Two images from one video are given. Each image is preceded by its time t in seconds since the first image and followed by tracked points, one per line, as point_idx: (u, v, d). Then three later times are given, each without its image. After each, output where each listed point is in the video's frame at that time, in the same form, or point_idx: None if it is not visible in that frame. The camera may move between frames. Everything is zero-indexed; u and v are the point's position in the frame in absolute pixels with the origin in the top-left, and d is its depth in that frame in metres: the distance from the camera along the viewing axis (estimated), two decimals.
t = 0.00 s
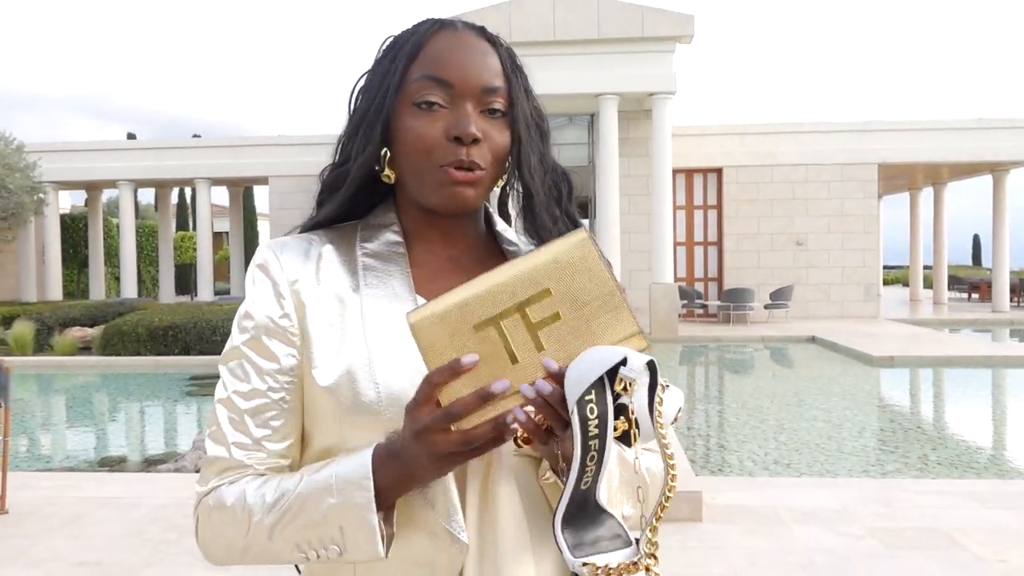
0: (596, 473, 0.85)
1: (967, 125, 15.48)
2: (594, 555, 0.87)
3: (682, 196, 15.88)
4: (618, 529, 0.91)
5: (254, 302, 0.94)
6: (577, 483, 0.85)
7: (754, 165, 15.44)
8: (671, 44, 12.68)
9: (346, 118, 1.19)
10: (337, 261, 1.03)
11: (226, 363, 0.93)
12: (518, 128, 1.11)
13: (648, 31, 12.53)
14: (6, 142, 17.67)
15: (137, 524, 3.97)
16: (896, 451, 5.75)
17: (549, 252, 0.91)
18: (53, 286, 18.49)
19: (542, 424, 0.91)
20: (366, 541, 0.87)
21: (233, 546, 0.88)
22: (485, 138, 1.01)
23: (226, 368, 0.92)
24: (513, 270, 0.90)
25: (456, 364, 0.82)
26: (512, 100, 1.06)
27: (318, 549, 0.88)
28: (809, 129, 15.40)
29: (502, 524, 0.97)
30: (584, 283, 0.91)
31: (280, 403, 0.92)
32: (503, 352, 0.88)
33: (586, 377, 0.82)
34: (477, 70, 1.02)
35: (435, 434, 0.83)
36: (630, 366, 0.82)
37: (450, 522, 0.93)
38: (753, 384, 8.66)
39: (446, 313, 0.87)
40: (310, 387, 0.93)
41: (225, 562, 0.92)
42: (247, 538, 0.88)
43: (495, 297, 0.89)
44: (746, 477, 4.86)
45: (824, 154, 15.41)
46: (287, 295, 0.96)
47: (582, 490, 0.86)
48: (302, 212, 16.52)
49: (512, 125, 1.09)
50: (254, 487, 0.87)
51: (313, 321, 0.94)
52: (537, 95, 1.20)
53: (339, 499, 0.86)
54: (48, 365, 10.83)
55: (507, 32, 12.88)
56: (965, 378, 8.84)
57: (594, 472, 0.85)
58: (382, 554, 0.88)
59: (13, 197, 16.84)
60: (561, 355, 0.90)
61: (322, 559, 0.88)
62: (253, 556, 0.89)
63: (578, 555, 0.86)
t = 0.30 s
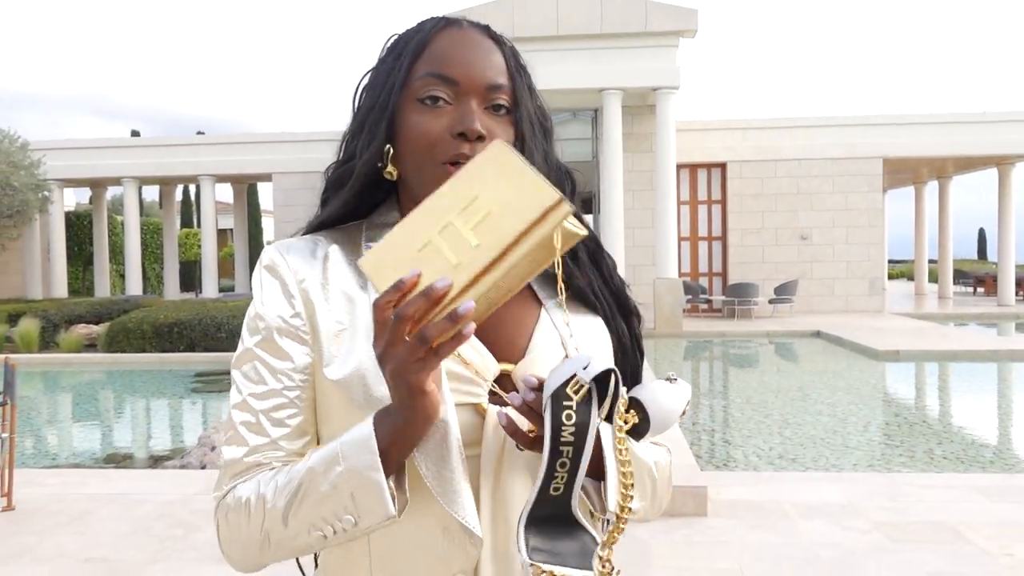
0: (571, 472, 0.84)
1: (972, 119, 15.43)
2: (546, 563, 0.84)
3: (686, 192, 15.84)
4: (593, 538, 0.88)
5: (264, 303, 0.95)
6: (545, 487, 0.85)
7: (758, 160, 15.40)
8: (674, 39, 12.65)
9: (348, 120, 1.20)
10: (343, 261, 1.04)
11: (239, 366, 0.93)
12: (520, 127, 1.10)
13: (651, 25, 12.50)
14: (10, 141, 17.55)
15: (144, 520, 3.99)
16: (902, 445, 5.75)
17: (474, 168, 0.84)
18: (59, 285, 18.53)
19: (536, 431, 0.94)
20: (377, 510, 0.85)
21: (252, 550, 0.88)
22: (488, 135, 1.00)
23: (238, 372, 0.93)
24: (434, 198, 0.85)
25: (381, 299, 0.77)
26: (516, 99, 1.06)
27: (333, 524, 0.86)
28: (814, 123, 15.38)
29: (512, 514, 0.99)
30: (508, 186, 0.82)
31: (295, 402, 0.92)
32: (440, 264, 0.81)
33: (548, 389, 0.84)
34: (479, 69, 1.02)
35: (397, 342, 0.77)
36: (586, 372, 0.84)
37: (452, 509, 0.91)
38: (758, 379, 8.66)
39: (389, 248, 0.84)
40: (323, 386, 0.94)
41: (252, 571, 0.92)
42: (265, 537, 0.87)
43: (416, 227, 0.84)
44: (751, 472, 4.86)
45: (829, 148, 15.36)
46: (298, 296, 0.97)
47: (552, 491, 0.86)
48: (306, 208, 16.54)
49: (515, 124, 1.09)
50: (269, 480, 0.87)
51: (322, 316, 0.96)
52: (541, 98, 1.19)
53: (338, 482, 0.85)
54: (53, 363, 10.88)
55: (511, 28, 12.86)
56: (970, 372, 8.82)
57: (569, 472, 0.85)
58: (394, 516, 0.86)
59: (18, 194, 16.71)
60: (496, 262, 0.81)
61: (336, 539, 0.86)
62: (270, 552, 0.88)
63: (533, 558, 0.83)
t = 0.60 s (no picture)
0: (549, 493, 0.82)
1: (977, 112, 15.38)
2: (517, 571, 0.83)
3: (690, 186, 15.80)
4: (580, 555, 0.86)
5: (269, 299, 0.95)
6: (525, 506, 0.83)
7: (763, 154, 15.37)
8: (678, 33, 12.60)
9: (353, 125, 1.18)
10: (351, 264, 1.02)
11: (249, 369, 0.93)
12: (526, 135, 1.09)
13: (655, 20, 12.46)
14: (15, 139, 17.56)
15: (150, 517, 4.01)
16: (907, 439, 5.74)
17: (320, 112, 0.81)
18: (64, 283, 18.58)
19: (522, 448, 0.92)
20: (366, 446, 0.84)
21: (263, 542, 0.90)
22: (492, 144, 0.99)
23: (247, 371, 0.94)
24: (301, 153, 0.81)
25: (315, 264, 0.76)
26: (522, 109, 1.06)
27: (334, 483, 0.86)
28: (819, 117, 15.33)
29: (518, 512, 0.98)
30: (360, 104, 0.79)
31: (298, 397, 0.93)
32: (345, 208, 0.79)
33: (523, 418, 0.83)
34: (484, 78, 1.01)
35: (342, 292, 0.76)
36: (539, 425, 0.81)
37: (453, 499, 0.92)
38: (764, 373, 8.65)
39: (283, 225, 0.81)
40: (328, 379, 0.94)
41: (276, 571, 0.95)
42: (273, 525, 0.89)
43: (303, 190, 0.81)
44: (756, 466, 4.87)
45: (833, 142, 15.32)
46: (301, 290, 0.95)
47: (532, 512, 0.84)
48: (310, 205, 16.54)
49: (522, 131, 1.08)
50: (274, 462, 0.89)
51: (323, 305, 0.93)
52: (546, 105, 1.18)
53: (326, 447, 0.85)
54: (58, 360, 10.92)
55: (515, 23, 12.81)
56: (976, 366, 8.81)
57: (546, 494, 0.82)
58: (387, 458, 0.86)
59: (23, 192, 16.72)
60: (405, 168, 0.78)
61: (341, 498, 0.86)
62: (280, 537, 0.89)
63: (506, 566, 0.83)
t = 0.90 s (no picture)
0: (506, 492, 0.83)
1: (981, 106, 15.33)
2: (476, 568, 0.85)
3: (694, 182, 15.74)
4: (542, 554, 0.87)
5: (270, 298, 0.95)
6: (486, 503, 0.84)
7: (766, 150, 15.35)
8: (682, 29, 12.57)
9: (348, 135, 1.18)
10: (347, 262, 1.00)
11: (250, 359, 0.93)
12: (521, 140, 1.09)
13: (658, 15, 12.41)
14: (18, 137, 17.55)
15: (154, 515, 4.02)
16: (911, 435, 5.73)
17: (424, 84, 0.90)
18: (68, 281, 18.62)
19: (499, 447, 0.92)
20: (359, 415, 0.84)
21: (258, 525, 0.89)
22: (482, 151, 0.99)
23: (247, 361, 0.93)
24: (387, 113, 0.89)
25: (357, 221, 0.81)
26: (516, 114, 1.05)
27: (331, 457, 0.85)
28: (822, 112, 15.29)
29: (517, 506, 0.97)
30: (453, 102, 0.89)
31: (295, 382, 0.92)
32: (407, 180, 0.85)
33: (486, 429, 0.82)
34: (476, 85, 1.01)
35: (376, 258, 0.79)
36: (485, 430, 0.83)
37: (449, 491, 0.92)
38: (767, 369, 8.64)
39: (343, 168, 0.86)
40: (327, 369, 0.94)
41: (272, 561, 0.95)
42: (269, 506, 0.88)
43: (376, 145, 0.87)
44: (760, 462, 4.86)
45: (837, 138, 15.29)
46: (303, 283, 0.96)
47: (493, 510, 0.85)
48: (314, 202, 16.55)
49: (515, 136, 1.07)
50: (270, 443, 0.88)
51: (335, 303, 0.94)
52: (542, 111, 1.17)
53: (324, 423, 0.85)
54: (63, 358, 10.95)
55: (516, 19, 12.76)
56: (980, 361, 8.79)
57: (507, 491, 0.83)
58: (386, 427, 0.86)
59: (26, 191, 16.71)
60: (470, 172, 0.87)
61: (337, 473, 0.86)
62: (277, 524, 0.88)
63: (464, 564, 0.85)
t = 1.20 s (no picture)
0: (497, 477, 0.83)
1: (984, 102, 15.29)
2: (474, 550, 0.85)
3: (697, 178, 15.71)
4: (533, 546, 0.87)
5: (277, 291, 0.96)
6: (479, 486, 0.85)
7: (769, 146, 15.32)
8: (684, 25, 12.54)
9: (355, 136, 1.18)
10: (352, 256, 1.01)
11: (258, 348, 0.94)
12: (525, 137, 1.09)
13: (661, 11, 12.39)
14: (20, 137, 17.52)
15: (159, 513, 4.03)
16: (915, 431, 5.72)
17: (430, 89, 0.90)
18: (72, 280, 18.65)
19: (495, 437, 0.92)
20: (370, 406, 0.85)
21: (265, 513, 0.89)
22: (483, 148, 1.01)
23: (255, 350, 0.94)
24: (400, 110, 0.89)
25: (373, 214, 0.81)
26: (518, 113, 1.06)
27: (341, 447, 0.86)
28: (824, 108, 15.26)
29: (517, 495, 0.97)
30: (466, 101, 0.89)
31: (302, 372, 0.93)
32: (419, 180, 0.85)
33: (474, 412, 0.82)
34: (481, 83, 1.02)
35: (389, 256, 0.80)
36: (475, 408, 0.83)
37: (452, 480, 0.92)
38: (770, 366, 8.64)
39: (355, 164, 0.86)
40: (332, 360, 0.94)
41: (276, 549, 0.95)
42: (278, 494, 0.88)
43: (386, 146, 0.87)
44: (764, 459, 4.86)
45: (839, 133, 15.27)
46: (309, 277, 0.97)
47: (487, 493, 0.85)
48: (317, 201, 16.55)
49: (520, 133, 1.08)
50: (279, 431, 0.88)
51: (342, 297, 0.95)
52: (547, 111, 1.18)
53: (336, 413, 0.85)
54: (67, 357, 10.98)
55: (519, 16, 12.74)
56: (983, 357, 8.78)
57: (499, 477, 0.84)
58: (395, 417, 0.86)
59: (30, 190, 16.71)
60: (485, 170, 0.87)
61: (348, 462, 0.86)
62: (287, 514, 0.89)
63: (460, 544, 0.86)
